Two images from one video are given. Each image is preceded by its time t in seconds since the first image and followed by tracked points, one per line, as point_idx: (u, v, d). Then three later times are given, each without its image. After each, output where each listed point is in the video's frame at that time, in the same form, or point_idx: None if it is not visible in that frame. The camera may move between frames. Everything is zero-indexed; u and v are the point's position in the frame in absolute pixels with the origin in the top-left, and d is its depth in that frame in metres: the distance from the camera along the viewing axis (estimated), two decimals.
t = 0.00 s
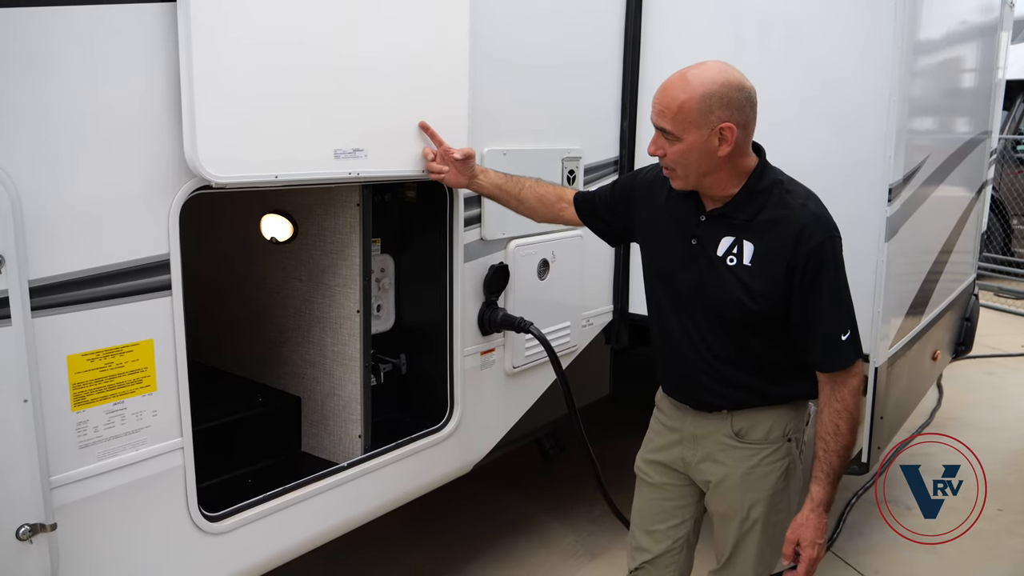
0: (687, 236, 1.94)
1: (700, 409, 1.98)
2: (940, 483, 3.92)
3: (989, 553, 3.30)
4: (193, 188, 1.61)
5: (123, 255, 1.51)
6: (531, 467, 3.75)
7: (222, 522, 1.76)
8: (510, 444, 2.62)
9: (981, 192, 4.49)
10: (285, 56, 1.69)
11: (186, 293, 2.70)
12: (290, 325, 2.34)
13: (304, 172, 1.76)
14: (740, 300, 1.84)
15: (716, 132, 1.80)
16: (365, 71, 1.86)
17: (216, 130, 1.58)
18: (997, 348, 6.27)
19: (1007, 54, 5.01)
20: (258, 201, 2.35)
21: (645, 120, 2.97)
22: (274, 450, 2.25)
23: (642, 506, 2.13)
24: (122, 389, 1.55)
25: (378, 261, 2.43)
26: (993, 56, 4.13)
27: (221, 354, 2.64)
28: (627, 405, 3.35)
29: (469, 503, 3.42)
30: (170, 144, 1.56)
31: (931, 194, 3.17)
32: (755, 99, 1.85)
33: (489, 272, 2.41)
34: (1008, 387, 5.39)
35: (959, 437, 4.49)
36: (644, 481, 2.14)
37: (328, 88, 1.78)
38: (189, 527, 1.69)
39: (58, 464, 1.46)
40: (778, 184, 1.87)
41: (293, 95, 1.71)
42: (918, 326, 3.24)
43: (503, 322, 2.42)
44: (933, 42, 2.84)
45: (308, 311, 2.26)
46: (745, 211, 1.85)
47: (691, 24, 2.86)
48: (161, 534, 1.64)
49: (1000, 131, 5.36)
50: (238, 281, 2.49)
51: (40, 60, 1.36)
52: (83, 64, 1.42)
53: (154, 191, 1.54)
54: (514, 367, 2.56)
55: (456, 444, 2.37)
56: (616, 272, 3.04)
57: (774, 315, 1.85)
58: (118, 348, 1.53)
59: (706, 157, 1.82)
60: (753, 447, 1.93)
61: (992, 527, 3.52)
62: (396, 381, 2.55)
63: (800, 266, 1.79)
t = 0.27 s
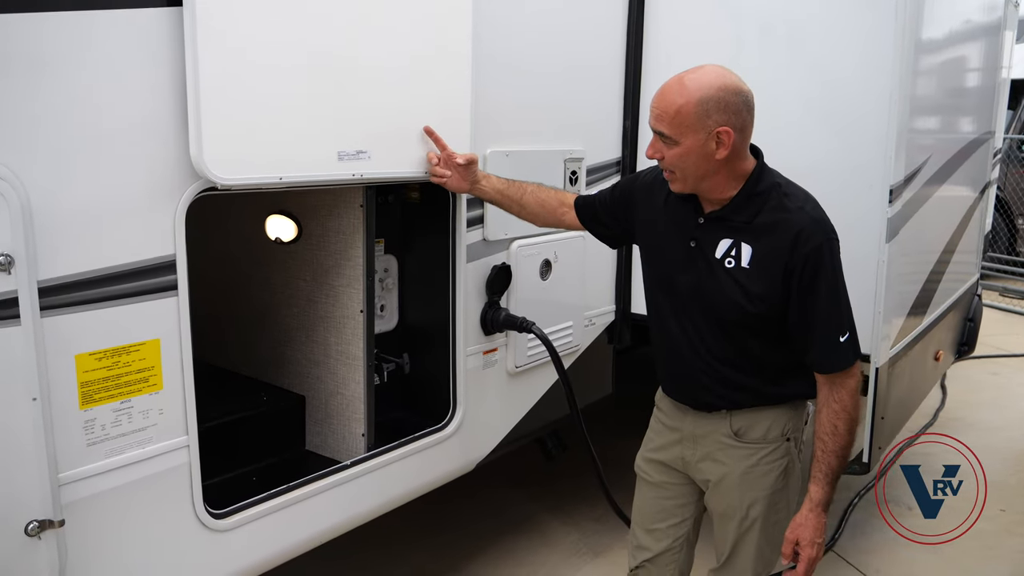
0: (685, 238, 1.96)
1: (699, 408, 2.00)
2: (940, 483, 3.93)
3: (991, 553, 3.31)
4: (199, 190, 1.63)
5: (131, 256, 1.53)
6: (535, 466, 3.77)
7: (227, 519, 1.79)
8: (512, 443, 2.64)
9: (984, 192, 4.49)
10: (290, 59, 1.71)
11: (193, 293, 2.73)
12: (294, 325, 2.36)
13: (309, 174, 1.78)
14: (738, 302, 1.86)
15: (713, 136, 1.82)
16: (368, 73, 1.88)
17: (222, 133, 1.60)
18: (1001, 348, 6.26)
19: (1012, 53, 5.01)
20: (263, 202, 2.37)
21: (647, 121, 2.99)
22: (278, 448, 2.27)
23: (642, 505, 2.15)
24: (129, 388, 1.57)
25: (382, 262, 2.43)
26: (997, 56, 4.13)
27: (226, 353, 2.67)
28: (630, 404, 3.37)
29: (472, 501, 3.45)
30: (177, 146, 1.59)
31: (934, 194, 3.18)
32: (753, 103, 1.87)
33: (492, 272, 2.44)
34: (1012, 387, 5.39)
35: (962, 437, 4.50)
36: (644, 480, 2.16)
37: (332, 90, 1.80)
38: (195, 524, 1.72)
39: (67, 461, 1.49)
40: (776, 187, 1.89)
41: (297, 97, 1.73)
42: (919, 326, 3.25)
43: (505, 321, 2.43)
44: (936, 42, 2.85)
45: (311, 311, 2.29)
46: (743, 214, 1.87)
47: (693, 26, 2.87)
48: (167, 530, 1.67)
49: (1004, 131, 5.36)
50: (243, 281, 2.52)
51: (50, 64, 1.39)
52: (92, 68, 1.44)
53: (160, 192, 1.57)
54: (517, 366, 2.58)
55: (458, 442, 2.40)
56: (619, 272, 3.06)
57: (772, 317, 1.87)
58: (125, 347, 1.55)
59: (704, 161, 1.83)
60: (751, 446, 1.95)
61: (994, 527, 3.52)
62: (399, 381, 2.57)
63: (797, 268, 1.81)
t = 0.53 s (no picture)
0: (685, 241, 1.97)
1: (700, 408, 2.01)
2: (940, 483, 3.93)
3: (995, 555, 3.30)
4: (206, 190, 1.66)
5: (140, 255, 1.55)
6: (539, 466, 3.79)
7: (233, 516, 1.81)
8: (516, 442, 2.66)
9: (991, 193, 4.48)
10: (297, 61, 1.73)
11: (201, 293, 2.75)
12: (300, 325, 2.38)
13: (314, 175, 1.80)
14: (736, 305, 1.88)
15: (710, 141, 1.83)
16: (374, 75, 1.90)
17: (229, 134, 1.62)
18: (1008, 350, 6.25)
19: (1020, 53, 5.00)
20: (269, 203, 2.40)
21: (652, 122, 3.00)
22: (284, 446, 2.29)
23: (644, 504, 2.16)
24: (137, 386, 1.60)
25: (387, 262, 2.46)
26: (1005, 56, 4.12)
27: (233, 353, 2.69)
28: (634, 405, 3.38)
29: (477, 501, 3.46)
30: (185, 147, 1.61)
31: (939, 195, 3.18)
32: (750, 108, 1.87)
33: (496, 272, 2.45)
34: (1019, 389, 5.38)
35: (968, 439, 4.49)
36: (646, 479, 2.17)
37: (337, 92, 1.82)
38: (201, 521, 1.74)
39: (75, 458, 1.51)
40: (774, 191, 1.90)
41: (303, 99, 1.75)
42: (924, 327, 3.25)
43: (509, 322, 2.45)
44: (943, 43, 2.85)
45: (317, 311, 2.31)
46: (741, 218, 1.88)
47: (698, 28, 2.89)
48: (174, 527, 1.69)
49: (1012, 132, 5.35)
50: (250, 281, 2.54)
51: (61, 67, 1.41)
52: (102, 70, 1.47)
53: (168, 193, 1.59)
54: (521, 366, 2.59)
55: (463, 442, 2.41)
56: (623, 273, 3.07)
57: (771, 319, 1.88)
58: (134, 346, 1.57)
59: (701, 165, 1.84)
60: (751, 445, 1.96)
61: (999, 529, 3.52)
62: (404, 380, 2.59)
63: (796, 270, 1.82)
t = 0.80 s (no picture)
0: (684, 244, 1.98)
1: (703, 409, 2.02)
2: (940, 483, 3.90)
3: (1004, 557, 3.29)
4: (215, 192, 1.68)
5: (150, 256, 1.58)
6: (546, 466, 3.80)
7: (241, 513, 1.83)
8: (522, 442, 2.67)
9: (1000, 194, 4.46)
10: (305, 64, 1.75)
11: (209, 293, 2.78)
12: (307, 325, 2.41)
13: (322, 177, 1.82)
14: (736, 307, 1.89)
15: (700, 146, 1.84)
16: (381, 78, 1.92)
17: (238, 135, 1.64)
18: (1019, 352, 6.22)
19: None
20: (277, 205, 2.42)
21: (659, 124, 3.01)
22: (291, 445, 2.31)
23: (648, 504, 2.18)
24: (147, 385, 1.62)
25: (393, 263, 2.43)
26: (1014, 57, 4.11)
27: (241, 354, 2.72)
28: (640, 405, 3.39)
29: (484, 501, 3.48)
30: (194, 149, 1.63)
31: (947, 196, 3.17)
32: (739, 110, 1.88)
33: (502, 273, 2.46)
34: None
35: (977, 441, 4.48)
36: (650, 479, 2.18)
37: (344, 94, 1.84)
38: (209, 518, 1.76)
39: (86, 455, 1.53)
40: (769, 192, 1.90)
41: (311, 101, 1.77)
42: (931, 328, 3.24)
43: (515, 322, 2.46)
44: (950, 44, 2.85)
45: (325, 312, 2.33)
46: (738, 220, 1.89)
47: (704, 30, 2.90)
48: (183, 524, 1.71)
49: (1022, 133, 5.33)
50: (258, 282, 2.56)
51: (73, 70, 1.44)
52: (113, 74, 1.49)
53: (178, 194, 1.61)
54: (527, 366, 2.61)
55: (469, 441, 2.43)
56: (629, 274, 3.08)
57: (769, 320, 1.89)
58: (143, 345, 1.60)
59: (693, 170, 1.86)
60: (753, 445, 1.97)
61: (1008, 531, 3.51)
62: (410, 380, 2.61)
63: (794, 271, 1.83)
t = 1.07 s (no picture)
0: (683, 246, 1.99)
1: (705, 408, 2.02)
2: (940, 483, 3.90)
3: (1011, 558, 3.28)
4: (222, 193, 1.69)
5: (158, 256, 1.59)
6: (552, 466, 3.81)
7: (248, 511, 1.84)
8: (528, 442, 2.68)
9: (1008, 194, 4.45)
10: (312, 65, 1.76)
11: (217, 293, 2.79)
12: (313, 325, 2.42)
13: (329, 177, 1.83)
14: (736, 308, 1.89)
15: (696, 147, 1.84)
16: (388, 79, 1.93)
17: (246, 137, 1.66)
18: None
19: None
20: (284, 206, 2.44)
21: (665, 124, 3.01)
22: (298, 444, 2.32)
23: (652, 503, 2.18)
24: (155, 384, 1.63)
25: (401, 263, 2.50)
26: None
27: (248, 354, 2.73)
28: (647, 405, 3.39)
29: (491, 500, 3.49)
30: (202, 150, 1.64)
31: (954, 197, 3.16)
32: (735, 112, 1.88)
33: (508, 273, 2.47)
34: None
35: (985, 442, 4.46)
36: (653, 478, 2.19)
37: (351, 95, 1.85)
38: (217, 515, 1.77)
39: (95, 453, 1.55)
40: (766, 194, 1.91)
41: (318, 103, 1.78)
42: (937, 329, 3.24)
43: (521, 322, 2.48)
44: (958, 44, 2.84)
45: (331, 312, 2.35)
46: (736, 221, 1.90)
47: (711, 31, 2.90)
48: (191, 522, 1.72)
49: None
50: (265, 282, 2.58)
51: (84, 72, 1.45)
52: (123, 75, 1.51)
53: (186, 195, 1.63)
54: (533, 367, 2.61)
55: (475, 440, 2.44)
56: (635, 275, 3.09)
57: (768, 321, 1.90)
58: (151, 344, 1.61)
59: (690, 171, 1.86)
60: (755, 443, 1.97)
61: (1015, 532, 3.50)
62: (416, 380, 2.62)
63: (792, 272, 1.84)
